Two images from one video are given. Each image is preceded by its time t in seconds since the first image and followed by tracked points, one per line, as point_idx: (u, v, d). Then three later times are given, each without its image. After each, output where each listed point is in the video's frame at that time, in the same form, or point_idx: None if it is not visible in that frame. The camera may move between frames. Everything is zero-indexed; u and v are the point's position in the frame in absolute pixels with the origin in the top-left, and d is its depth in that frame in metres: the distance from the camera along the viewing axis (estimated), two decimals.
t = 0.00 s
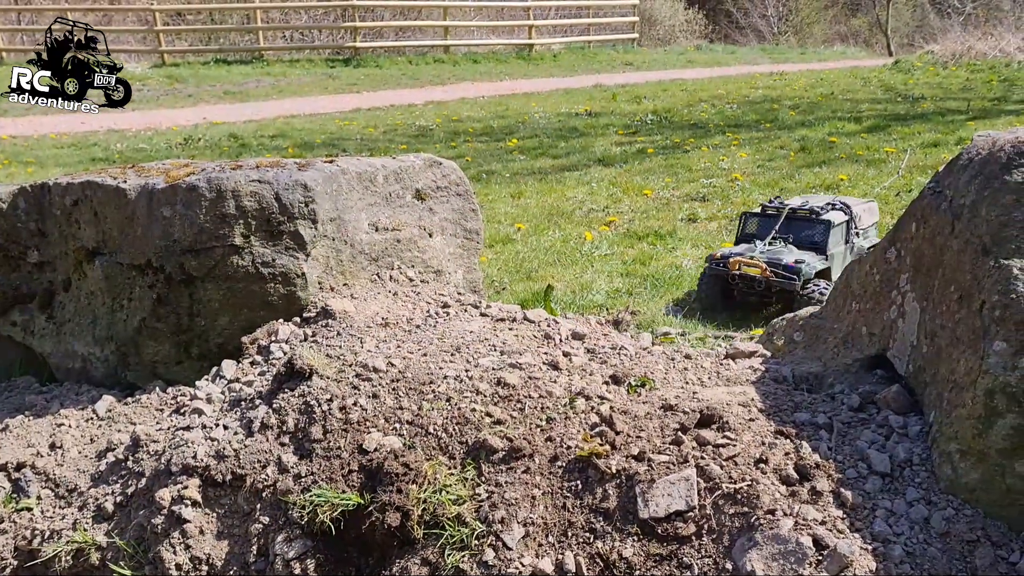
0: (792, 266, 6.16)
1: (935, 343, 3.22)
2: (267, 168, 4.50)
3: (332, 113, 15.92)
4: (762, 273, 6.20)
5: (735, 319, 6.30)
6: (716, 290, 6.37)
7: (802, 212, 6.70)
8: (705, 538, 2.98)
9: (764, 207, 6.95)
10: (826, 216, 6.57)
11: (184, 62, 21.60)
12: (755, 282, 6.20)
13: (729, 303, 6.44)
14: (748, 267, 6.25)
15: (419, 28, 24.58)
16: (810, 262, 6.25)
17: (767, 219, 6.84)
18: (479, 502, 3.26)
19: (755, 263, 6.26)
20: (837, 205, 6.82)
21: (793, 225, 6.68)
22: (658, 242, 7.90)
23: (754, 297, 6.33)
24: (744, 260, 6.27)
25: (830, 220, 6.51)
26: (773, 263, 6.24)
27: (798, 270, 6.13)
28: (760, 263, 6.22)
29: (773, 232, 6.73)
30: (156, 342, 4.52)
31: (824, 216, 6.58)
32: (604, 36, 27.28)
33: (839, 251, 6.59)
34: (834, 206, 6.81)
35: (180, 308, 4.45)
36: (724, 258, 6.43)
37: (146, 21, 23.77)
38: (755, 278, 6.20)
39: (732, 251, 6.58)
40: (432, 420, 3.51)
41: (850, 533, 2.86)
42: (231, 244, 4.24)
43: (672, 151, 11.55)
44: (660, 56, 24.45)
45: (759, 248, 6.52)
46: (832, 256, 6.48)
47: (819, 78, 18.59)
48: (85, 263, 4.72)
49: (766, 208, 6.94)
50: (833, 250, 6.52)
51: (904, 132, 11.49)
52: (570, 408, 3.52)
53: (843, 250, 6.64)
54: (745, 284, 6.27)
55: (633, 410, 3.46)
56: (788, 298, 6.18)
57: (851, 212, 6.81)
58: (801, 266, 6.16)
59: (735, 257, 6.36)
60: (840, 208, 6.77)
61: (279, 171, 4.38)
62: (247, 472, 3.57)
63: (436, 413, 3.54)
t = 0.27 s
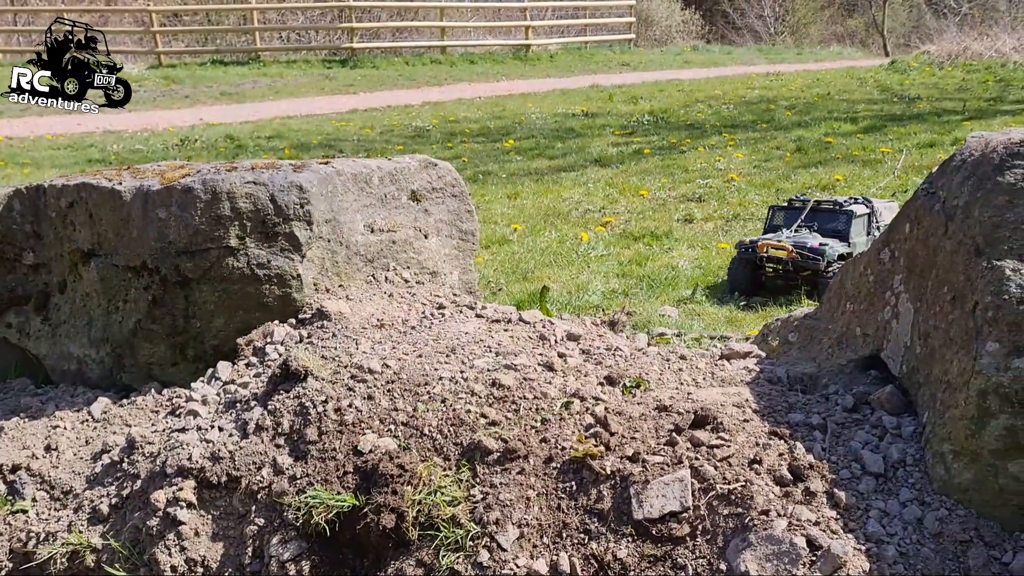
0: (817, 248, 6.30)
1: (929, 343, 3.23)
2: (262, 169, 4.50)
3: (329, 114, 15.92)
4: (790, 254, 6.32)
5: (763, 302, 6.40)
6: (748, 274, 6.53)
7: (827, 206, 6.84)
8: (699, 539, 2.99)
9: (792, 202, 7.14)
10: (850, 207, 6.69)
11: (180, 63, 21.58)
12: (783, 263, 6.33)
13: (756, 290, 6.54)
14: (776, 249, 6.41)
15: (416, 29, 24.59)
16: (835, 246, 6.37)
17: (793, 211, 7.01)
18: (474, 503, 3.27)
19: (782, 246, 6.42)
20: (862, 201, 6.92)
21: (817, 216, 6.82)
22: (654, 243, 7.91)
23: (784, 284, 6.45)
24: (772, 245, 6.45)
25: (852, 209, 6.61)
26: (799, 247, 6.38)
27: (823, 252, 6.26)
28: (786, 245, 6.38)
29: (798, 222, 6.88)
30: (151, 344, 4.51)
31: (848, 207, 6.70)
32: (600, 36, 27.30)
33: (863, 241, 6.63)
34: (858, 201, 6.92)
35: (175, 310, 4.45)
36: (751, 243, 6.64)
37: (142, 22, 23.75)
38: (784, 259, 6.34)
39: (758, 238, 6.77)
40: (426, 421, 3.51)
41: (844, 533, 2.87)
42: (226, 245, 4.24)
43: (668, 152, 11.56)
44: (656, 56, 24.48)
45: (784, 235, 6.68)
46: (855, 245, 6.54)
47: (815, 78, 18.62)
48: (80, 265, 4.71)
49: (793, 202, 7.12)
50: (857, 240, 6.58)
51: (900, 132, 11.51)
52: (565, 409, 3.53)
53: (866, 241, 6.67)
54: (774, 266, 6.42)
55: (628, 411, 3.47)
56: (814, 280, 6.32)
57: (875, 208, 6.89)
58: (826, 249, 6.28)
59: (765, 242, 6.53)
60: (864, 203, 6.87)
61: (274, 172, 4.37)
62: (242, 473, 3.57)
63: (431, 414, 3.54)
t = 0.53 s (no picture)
0: (825, 242, 6.26)
1: (928, 341, 3.22)
2: (260, 169, 4.49)
3: (328, 114, 15.91)
4: (798, 247, 6.27)
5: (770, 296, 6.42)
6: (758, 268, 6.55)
7: (836, 203, 6.81)
8: (699, 538, 2.98)
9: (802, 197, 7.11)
10: (859, 204, 6.63)
11: (178, 64, 21.59)
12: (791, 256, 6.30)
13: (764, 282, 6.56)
14: (785, 240, 6.37)
15: (414, 29, 24.60)
16: (844, 241, 6.31)
17: (802, 206, 7.00)
18: (474, 503, 3.26)
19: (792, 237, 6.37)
20: (873, 200, 6.87)
21: (826, 212, 6.78)
22: (653, 242, 7.91)
23: (790, 274, 6.50)
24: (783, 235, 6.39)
25: (861, 207, 6.56)
26: (808, 238, 6.34)
27: (831, 246, 6.21)
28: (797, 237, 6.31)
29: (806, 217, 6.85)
30: (149, 345, 4.51)
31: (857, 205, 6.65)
32: (599, 36, 27.32)
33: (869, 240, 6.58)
34: (869, 200, 6.86)
35: (173, 311, 4.44)
36: (761, 233, 6.62)
37: (140, 23, 23.75)
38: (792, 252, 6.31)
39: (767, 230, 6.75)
40: (425, 421, 3.51)
41: (844, 531, 2.86)
42: (224, 246, 4.23)
43: (667, 151, 11.55)
44: (655, 56, 24.49)
45: (792, 227, 6.65)
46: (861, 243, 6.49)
47: (814, 77, 18.63)
48: (78, 266, 4.71)
49: (804, 198, 7.09)
50: (864, 238, 6.54)
51: (899, 130, 11.51)
52: (564, 408, 3.52)
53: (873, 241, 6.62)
54: (781, 257, 6.41)
55: (627, 410, 3.47)
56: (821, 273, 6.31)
57: (884, 210, 6.82)
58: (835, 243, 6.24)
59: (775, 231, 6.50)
60: (873, 203, 6.81)
61: (272, 172, 4.36)
62: (240, 474, 3.57)
63: (430, 414, 3.54)
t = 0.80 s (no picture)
0: (806, 250, 6.35)
1: (926, 339, 3.22)
2: (258, 170, 4.48)
3: (326, 115, 15.91)
4: (778, 255, 6.37)
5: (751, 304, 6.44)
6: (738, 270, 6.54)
7: (815, 205, 6.91)
8: (697, 537, 2.98)
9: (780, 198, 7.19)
10: (839, 207, 6.75)
11: (176, 66, 21.59)
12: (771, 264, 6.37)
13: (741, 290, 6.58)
14: (765, 248, 6.44)
15: (413, 30, 24.60)
16: (824, 248, 6.42)
17: (779, 209, 7.06)
18: (472, 503, 3.27)
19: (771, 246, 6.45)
20: (850, 200, 6.99)
21: (805, 216, 6.88)
22: (652, 242, 7.91)
23: (768, 284, 6.54)
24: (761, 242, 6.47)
25: (841, 211, 6.68)
26: (788, 246, 6.42)
27: (812, 253, 6.32)
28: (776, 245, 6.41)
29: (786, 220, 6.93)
30: (148, 346, 4.51)
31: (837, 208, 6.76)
32: (597, 36, 27.31)
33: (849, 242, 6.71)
34: (846, 201, 6.98)
35: (171, 312, 4.44)
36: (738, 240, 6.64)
37: (138, 25, 23.74)
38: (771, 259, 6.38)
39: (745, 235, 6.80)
40: (423, 421, 3.51)
41: (843, 530, 2.86)
42: (222, 247, 4.23)
43: (665, 151, 11.55)
44: (653, 56, 24.49)
45: (772, 233, 6.73)
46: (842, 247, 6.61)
47: (812, 76, 18.65)
48: (76, 268, 4.71)
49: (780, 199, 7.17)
50: (844, 241, 6.66)
51: (897, 129, 11.52)
52: (562, 408, 3.52)
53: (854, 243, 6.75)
54: (759, 266, 6.47)
55: (625, 409, 3.47)
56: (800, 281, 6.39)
57: (863, 210, 6.95)
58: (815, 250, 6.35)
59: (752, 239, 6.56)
60: (852, 203, 6.93)
61: (269, 173, 4.36)
62: (239, 475, 3.57)
63: (427, 414, 3.54)
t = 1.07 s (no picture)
0: (775, 277, 5.85)
1: (924, 336, 3.22)
2: (255, 171, 4.48)
3: (325, 116, 15.91)
4: (744, 284, 5.86)
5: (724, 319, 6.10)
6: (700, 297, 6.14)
7: (785, 219, 6.39)
8: (697, 535, 2.98)
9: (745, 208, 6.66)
10: (809, 223, 6.26)
11: (175, 67, 21.60)
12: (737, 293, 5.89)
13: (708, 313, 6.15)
14: (730, 276, 5.93)
15: (411, 30, 24.61)
16: (795, 273, 5.95)
17: (747, 223, 6.55)
18: (471, 502, 3.26)
19: (736, 273, 5.94)
20: (820, 209, 6.51)
21: (773, 231, 6.38)
22: (650, 241, 7.91)
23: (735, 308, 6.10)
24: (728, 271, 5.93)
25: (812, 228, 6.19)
26: (756, 273, 5.91)
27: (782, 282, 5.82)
28: (743, 273, 5.88)
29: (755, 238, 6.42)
30: (146, 348, 4.51)
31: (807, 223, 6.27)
32: (595, 35, 27.31)
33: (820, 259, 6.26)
34: (817, 209, 6.49)
35: (170, 314, 4.44)
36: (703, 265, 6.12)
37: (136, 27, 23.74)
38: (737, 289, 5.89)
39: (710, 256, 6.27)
40: (422, 421, 3.51)
41: (842, 527, 2.85)
42: (219, 248, 4.23)
43: (664, 150, 11.55)
44: (651, 55, 24.49)
45: (739, 254, 6.22)
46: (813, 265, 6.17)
47: (810, 74, 18.66)
48: (74, 270, 4.70)
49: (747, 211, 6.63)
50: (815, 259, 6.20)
51: (895, 126, 11.52)
52: (561, 407, 3.52)
53: (824, 259, 6.31)
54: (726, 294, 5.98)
55: (624, 408, 3.47)
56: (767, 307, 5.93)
57: (835, 218, 6.50)
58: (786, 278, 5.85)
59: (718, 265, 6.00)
60: (822, 213, 6.47)
61: (266, 175, 4.35)
62: (238, 476, 3.57)
63: (426, 414, 3.54)
